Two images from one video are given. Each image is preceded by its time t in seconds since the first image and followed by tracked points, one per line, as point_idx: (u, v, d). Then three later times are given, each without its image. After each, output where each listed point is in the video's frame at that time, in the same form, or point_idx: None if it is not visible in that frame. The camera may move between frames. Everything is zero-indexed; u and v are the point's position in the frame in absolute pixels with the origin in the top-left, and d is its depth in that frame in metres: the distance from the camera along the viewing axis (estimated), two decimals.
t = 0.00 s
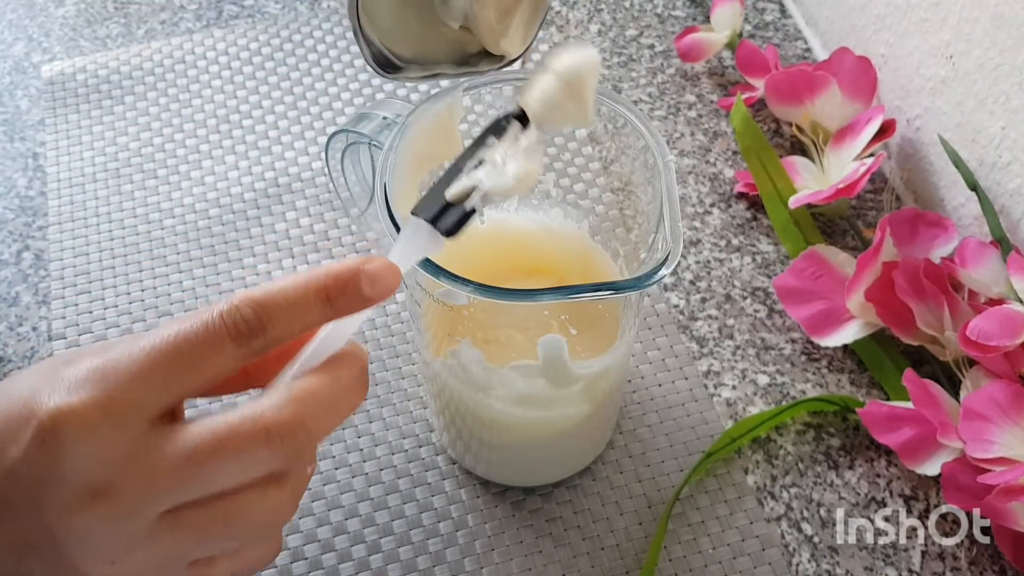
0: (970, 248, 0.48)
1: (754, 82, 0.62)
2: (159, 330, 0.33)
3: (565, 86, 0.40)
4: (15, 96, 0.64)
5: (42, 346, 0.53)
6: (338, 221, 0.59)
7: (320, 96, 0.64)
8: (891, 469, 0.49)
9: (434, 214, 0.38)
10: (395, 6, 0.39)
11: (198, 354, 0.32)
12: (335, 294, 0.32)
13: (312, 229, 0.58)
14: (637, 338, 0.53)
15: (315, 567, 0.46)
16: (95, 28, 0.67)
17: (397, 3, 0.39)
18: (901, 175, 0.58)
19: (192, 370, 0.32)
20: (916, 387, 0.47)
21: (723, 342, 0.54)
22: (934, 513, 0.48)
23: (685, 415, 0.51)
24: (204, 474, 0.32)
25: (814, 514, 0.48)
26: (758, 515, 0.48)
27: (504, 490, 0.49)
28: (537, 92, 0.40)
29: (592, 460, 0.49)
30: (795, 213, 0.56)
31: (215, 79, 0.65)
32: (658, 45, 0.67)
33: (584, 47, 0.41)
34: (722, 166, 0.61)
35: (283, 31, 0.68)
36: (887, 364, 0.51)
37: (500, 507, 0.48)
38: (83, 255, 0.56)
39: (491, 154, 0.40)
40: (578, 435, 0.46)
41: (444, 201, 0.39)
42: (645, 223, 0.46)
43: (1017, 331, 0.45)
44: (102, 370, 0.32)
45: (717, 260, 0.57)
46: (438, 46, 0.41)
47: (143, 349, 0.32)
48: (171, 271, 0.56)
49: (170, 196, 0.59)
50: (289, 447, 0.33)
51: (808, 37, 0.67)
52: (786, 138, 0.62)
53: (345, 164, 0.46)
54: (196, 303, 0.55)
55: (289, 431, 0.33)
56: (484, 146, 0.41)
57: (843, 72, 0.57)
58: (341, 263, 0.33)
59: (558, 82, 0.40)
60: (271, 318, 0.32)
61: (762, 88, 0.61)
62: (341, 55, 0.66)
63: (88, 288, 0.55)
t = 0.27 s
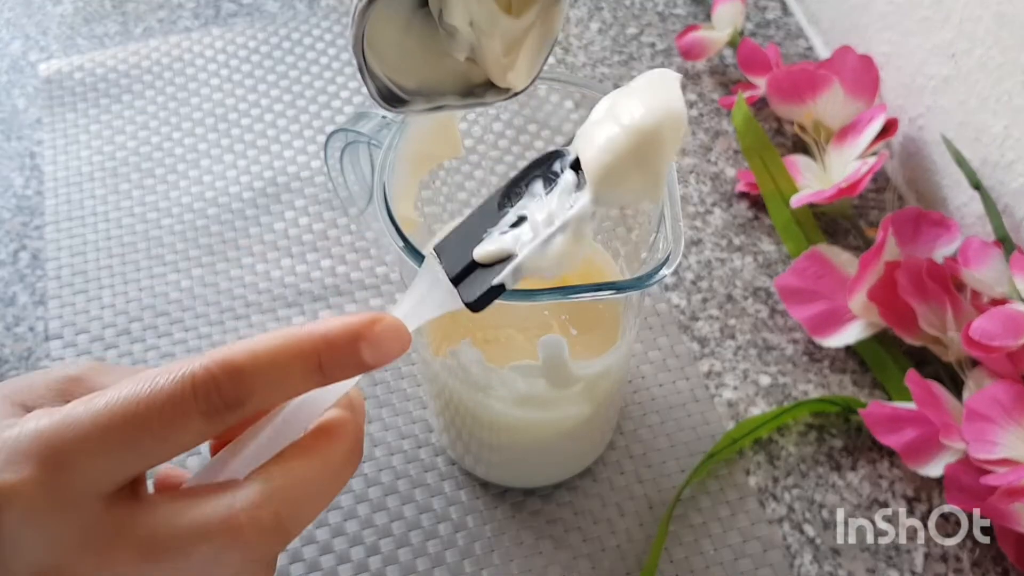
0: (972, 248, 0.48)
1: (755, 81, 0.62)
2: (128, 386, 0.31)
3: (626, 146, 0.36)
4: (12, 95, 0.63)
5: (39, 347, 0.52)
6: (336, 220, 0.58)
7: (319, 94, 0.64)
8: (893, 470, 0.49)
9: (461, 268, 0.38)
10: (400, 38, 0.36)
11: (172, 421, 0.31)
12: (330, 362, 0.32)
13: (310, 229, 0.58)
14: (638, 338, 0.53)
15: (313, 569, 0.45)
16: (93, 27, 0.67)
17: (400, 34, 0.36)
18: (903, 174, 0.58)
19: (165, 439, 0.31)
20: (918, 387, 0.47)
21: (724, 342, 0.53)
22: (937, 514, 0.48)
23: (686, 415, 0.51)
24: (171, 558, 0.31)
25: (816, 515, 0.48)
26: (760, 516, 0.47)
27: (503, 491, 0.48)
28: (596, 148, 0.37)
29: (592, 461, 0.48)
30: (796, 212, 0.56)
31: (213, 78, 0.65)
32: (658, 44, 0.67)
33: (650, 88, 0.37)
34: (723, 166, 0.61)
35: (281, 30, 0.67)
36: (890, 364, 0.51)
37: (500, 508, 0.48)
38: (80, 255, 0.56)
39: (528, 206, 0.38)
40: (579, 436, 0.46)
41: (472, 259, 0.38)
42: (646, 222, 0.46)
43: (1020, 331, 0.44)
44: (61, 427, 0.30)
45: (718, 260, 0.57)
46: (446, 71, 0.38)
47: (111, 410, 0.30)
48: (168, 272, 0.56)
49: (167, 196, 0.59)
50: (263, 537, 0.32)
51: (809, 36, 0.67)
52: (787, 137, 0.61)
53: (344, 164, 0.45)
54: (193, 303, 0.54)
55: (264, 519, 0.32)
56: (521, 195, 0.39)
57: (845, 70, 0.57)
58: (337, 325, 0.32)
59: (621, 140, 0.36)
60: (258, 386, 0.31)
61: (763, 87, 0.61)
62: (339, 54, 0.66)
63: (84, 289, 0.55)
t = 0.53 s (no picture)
0: (973, 248, 0.48)
1: (755, 81, 0.62)
2: (130, 422, 0.31)
3: (667, 211, 0.36)
4: (12, 95, 0.63)
5: (39, 347, 0.52)
6: (336, 220, 0.58)
7: (319, 94, 0.64)
8: (894, 469, 0.49)
9: (482, 319, 0.37)
10: (419, 66, 0.36)
11: (172, 465, 0.30)
12: (337, 413, 0.31)
13: (311, 229, 0.58)
14: (638, 339, 0.53)
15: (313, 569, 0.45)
16: (93, 27, 0.67)
17: (420, 62, 0.36)
18: (903, 174, 0.58)
19: (164, 482, 0.30)
20: (918, 387, 0.47)
21: (725, 342, 0.53)
22: (937, 514, 0.48)
23: (686, 415, 0.51)
24: None
25: (816, 515, 0.48)
26: (760, 516, 0.47)
27: (503, 491, 0.48)
28: (637, 210, 0.36)
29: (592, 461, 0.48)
30: (797, 212, 0.56)
31: (212, 78, 0.65)
32: (658, 44, 0.67)
33: (701, 151, 0.36)
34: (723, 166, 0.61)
35: (281, 29, 0.67)
36: (890, 364, 0.51)
37: (500, 508, 0.48)
38: (80, 255, 0.56)
39: (561, 260, 0.37)
40: (578, 437, 0.46)
41: (495, 311, 0.37)
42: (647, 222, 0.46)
43: (1020, 331, 0.44)
44: (58, 457, 0.30)
45: (718, 260, 0.57)
46: (464, 97, 0.37)
47: (111, 448, 0.30)
48: (168, 272, 0.56)
49: (167, 196, 0.59)
50: None
51: (809, 36, 0.67)
52: (787, 137, 0.61)
53: (344, 163, 0.46)
54: (193, 303, 0.54)
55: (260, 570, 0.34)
56: (553, 246, 0.38)
57: (845, 70, 0.57)
58: (348, 372, 0.31)
59: (661, 206, 0.36)
60: (261, 434, 0.31)
61: (763, 87, 0.61)
62: (339, 54, 0.66)
63: (84, 289, 0.55)
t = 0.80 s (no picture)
0: (973, 248, 0.48)
1: (755, 81, 0.62)
2: (177, 505, 0.32)
3: (734, 350, 0.37)
4: (12, 95, 0.63)
5: (39, 347, 0.52)
6: (336, 220, 0.58)
7: (319, 94, 0.64)
8: (894, 469, 0.49)
9: (534, 425, 0.41)
10: (439, 75, 0.36)
11: (215, 552, 0.31)
12: (376, 511, 0.32)
13: (311, 229, 0.58)
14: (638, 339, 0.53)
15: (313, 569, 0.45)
16: (92, 27, 0.67)
17: (440, 72, 0.36)
18: (903, 174, 0.58)
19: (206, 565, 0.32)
20: (918, 387, 0.47)
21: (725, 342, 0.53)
22: (937, 514, 0.48)
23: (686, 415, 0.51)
24: None
25: (816, 515, 0.48)
26: (760, 516, 0.47)
27: (503, 491, 0.48)
28: (704, 339, 0.37)
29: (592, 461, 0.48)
30: (796, 212, 0.56)
31: (212, 77, 0.65)
32: (658, 44, 0.67)
33: (777, 295, 0.37)
34: (723, 166, 0.61)
35: (281, 29, 0.67)
36: (890, 364, 0.51)
37: (500, 508, 0.48)
38: (79, 255, 0.56)
39: (606, 369, 0.41)
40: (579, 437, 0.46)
41: (547, 423, 0.40)
42: (647, 222, 0.46)
43: (1020, 331, 0.44)
44: (105, 538, 0.31)
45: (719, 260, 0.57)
46: (486, 104, 0.37)
47: (156, 534, 0.31)
48: (168, 272, 0.56)
49: (167, 196, 0.59)
50: None
51: (809, 36, 0.67)
52: (787, 137, 0.61)
53: (344, 163, 0.46)
54: (193, 304, 0.54)
55: None
56: (610, 358, 0.41)
57: (845, 70, 0.57)
58: (390, 468, 0.32)
59: (730, 338, 0.37)
60: (302, 528, 0.32)
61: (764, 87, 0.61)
62: (339, 53, 0.66)
63: (84, 289, 0.55)
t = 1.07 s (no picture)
0: (973, 248, 0.48)
1: (755, 81, 0.62)
2: (189, 521, 0.32)
3: (725, 369, 0.36)
4: (12, 94, 0.63)
5: (39, 347, 0.52)
6: (336, 220, 0.58)
7: (319, 94, 0.64)
8: (894, 470, 0.49)
9: (533, 439, 0.38)
10: (439, 95, 0.36)
11: (227, 568, 0.32)
12: (389, 520, 0.32)
13: (311, 229, 0.58)
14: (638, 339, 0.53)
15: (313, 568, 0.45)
16: (92, 27, 0.67)
17: (442, 92, 0.36)
18: (903, 174, 0.58)
19: None
20: (918, 387, 0.47)
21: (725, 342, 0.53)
22: (937, 514, 0.48)
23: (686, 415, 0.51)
24: None
25: (816, 515, 0.48)
26: (760, 516, 0.47)
27: (504, 491, 0.48)
28: (695, 357, 0.37)
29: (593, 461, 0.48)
30: (796, 212, 0.56)
31: (212, 77, 0.65)
32: (658, 44, 0.67)
33: (768, 310, 0.37)
34: (723, 166, 0.61)
35: (281, 29, 0.67)
36: (890, 364, 0.51)
37: (500, 508, 0.48)
38: (80, 255, 0.56)
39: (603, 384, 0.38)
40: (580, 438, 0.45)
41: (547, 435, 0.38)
42: (647, 222, 0.46)
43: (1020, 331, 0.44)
44: (117, 556, 0.31)
45: (719, 260, 0.57)
46: (483, 124, 0.37)
47: (172, 550, 0.31)
48: (168, 272, 0.56)
49: (167, 196, 0.59)
50: None
51: (809, 36, 0.67)
52: (787, 137, 0.61)
53: (344, 163, 0.46)
54: (193, 304, 0.54)
55: None
56: (606, 372, 0.38)
57: (845, 71, 0.57)
58: (401, 479, 0.32)
59: (718, 357, 0.36)
60: (316, 540, 0.32)
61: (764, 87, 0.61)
62: (339, 53, 0.66)
63: (84, 289, 0.55)
